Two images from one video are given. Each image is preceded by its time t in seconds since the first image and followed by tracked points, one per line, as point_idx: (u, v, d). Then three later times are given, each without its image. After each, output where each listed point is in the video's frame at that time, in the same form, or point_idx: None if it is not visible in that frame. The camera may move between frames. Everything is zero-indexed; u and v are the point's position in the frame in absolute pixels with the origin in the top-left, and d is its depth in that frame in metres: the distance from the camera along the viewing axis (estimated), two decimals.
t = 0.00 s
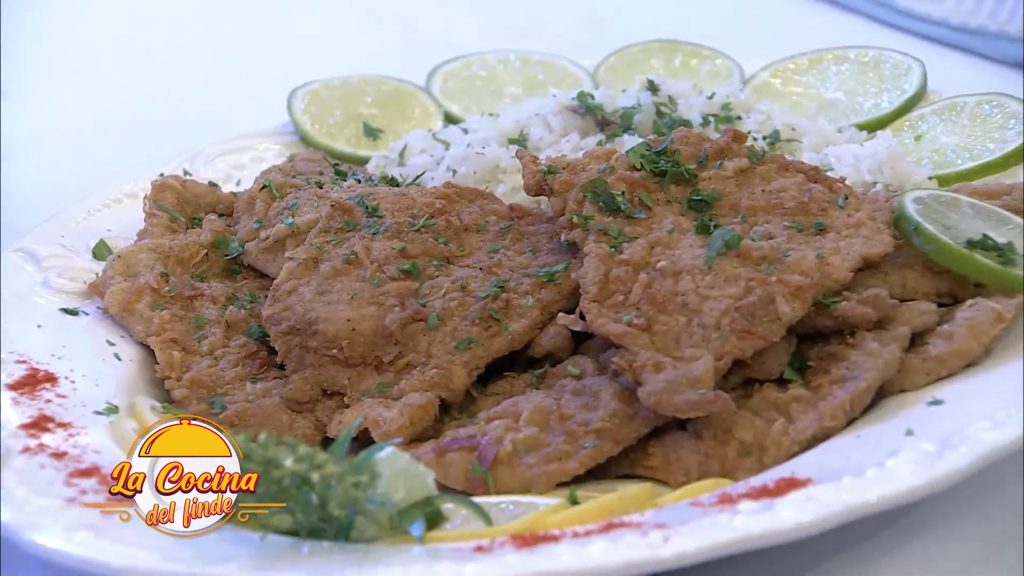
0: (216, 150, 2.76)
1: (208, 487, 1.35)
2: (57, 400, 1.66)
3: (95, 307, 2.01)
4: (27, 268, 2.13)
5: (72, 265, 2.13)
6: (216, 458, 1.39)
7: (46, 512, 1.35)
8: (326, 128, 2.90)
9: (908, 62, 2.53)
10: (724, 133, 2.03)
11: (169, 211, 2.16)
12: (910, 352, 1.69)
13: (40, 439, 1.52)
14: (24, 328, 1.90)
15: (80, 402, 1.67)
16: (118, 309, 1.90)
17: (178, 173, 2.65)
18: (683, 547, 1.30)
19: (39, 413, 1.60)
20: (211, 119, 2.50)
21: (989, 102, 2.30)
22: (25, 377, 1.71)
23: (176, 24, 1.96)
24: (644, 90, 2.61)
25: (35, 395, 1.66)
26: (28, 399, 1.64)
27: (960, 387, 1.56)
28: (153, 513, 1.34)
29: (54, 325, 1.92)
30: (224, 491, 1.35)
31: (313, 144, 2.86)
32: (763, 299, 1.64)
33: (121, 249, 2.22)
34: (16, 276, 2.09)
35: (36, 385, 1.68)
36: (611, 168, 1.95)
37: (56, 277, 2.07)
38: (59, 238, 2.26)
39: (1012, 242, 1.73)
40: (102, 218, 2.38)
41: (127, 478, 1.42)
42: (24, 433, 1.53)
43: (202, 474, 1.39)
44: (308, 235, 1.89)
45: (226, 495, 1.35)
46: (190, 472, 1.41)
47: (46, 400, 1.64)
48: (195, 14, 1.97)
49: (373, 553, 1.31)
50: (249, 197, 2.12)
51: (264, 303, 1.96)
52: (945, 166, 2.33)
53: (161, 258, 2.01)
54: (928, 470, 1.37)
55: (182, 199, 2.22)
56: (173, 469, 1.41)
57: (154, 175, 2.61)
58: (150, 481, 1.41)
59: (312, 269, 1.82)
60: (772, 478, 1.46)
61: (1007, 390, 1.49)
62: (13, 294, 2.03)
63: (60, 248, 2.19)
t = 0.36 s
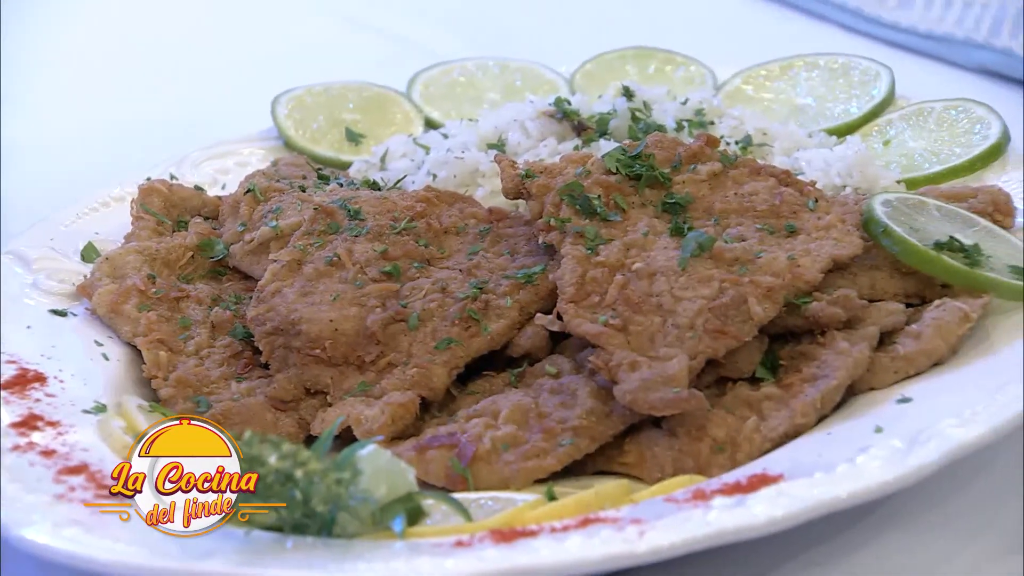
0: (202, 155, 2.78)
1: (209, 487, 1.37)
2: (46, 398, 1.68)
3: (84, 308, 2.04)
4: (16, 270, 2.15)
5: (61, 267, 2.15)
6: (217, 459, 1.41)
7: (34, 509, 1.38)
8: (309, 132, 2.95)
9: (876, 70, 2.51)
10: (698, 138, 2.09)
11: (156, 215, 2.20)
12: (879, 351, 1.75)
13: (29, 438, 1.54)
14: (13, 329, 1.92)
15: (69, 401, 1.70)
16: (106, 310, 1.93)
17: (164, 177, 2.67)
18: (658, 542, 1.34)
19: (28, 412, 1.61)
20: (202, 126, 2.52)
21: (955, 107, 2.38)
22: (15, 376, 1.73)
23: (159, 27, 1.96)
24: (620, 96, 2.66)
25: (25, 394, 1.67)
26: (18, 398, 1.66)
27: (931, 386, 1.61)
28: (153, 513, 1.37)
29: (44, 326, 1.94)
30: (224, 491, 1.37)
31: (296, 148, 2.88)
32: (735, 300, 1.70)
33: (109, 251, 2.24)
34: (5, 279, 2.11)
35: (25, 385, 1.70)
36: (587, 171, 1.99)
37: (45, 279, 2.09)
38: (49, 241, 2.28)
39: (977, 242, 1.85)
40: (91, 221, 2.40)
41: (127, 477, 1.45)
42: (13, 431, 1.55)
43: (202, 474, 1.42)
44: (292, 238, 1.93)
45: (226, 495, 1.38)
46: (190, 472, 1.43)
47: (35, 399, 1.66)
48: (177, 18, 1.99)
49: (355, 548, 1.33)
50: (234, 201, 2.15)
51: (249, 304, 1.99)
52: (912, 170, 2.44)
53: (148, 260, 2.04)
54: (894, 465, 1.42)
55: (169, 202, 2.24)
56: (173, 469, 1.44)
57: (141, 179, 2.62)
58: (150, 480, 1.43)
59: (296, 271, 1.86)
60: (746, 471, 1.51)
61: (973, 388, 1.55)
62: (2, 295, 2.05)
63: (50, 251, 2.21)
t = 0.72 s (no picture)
0: (194, 159, 2.80)
1: (209, 487, 1.39)
2: (40, 397, 1.70)
3: (78, 309, 2.06)
4: (10, 271, 2.16)
5: (55, 269, 2.17)
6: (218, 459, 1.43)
7: (28, 505, 1.40)
8: (298, 137, 2.94)
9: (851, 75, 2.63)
10: (678, 142, 2.14)
11: (148, 217, 2.22)
12: (855, 350, 1.81)
13: (24, 436, 1.57)
14: (7, 329, 1.93)
15: (62, 399, 1.72)
16: (99, 311, 1.95)
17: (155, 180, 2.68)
18: (639, 536, 1.38)
19: (22, 411, 1.64)
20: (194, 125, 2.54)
21: (928, 111, 2.42)
22: (9, 375, 1.75)
23: (155, 30, 2.02)
24: (602, 101, 2.72)
25: (19, 392, 1.70)
26: (11, 397, 1.68)
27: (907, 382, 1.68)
28: (154, 513, 1.39)
29: (39, 326, 1.96)
30: (224, 491, 1.39)
31: (285, 153, 2.89)
32: (713, 300, 1.75)
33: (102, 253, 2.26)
34: None
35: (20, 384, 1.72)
36: (569, 175, 2.04)
37: (39, 280, 2.11)
38: (42, 243, 2.29)
39: (950, 245, 1.93)
40: (83, 223, 2.41)
41: (127, 478, 1.46)
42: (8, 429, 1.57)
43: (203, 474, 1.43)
44: (281, 240, 1.96)
45: (226, 495, 1.39)
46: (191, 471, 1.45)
47: (29, 398, 1.68)
48: (164, 20, 2.01)
49: (343, 543, 1.36)
50: (224, 203, 2.18)
51: (239, 305, 2.02)
52: (887, 172, 2.50)
53: (140, 262, 2.06)
54: (869, 461, 1.47)
55: (160, 205, 2.27)
56: (173, 469, 1.46)
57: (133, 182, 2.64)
58: (149, 480, 1.45)
59: (284, 272, 1.89)
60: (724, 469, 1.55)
61: (946, 387, 1.62)
62: None
63: (44, 253, 2.23)
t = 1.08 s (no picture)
0: (186, 163, 2.81)
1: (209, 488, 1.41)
2: (36, 396, 1.73)
3: (73, 310, 2.08)
4: (7, 273, 2.19)
5: (51, 271, 2.20)
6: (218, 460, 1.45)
7: (26, 501, 1.43)
8: (289, 141, 2.96)
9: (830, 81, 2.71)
10: (660, 147, 2.19)
11: (143, 220, 2.24)
12: (834, 349, 1.87)
13: (21, 433, 1.59)
14: (4, 329, 1.96)
15: (59, 398, 1.74)
16: (95, 312, 1.98)
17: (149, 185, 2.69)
18: (623, 532, 1.42)
19: (19, 409, 1.66)
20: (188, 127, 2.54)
21: (907, 117, 2.53)
22: (7, 374, 1.78)
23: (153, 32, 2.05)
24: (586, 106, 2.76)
25: (16, 391, 1.72)
26: (8, 396, 1.70)
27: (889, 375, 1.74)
28: (156, 513, 1.41)
29: (36, 326, 1.98)
30: (224, 491, 1.41)
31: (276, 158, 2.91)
32: (695, 301, 1.80)
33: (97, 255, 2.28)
34: None
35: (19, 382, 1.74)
36: (555, 178, 2.08)
37: (36, 281, 2.14)
38: (38, 245, 2.31)
39: (926, 247, 1.99)
40: (79, 226, 2.43)
41: (127, 477, 1.47)
42: (5, 427, 1.60)
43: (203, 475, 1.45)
44: (272, 242, 1.99)
45: (225, 495, 1.41)
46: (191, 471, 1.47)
47: (26, 396, 1.71)
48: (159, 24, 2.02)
49: (333, 539, 1.40)
50: (217, 206, 2.21)
51: (232, 306, 2.05)
52: (864, 177, 2.55)
53: (135, 263, 2.09)
54: (847, 457, 1.52)
55: (154, 208, 2.29)
56: (173, 469, 1.48)
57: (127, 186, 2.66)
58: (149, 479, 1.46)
59: (276, 274, 1.92)
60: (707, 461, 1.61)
61: (922, 386, 1.67)
62: None
63: (41, 255, 2.26)
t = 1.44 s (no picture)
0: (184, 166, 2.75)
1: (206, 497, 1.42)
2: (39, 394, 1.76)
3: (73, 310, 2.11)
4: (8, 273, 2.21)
5: (50, 271, 2.21)
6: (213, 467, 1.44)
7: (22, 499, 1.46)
8: (284, 145, 2.94)
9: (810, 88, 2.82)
10: (647, 151, 2.23)
11: (141, 222, 2.27)
12: (817, 349, 1.92)
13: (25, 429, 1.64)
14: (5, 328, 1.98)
15: (60, 397, 1.77)
16: (95, 312, 2.02)
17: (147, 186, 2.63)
18: (611, 527, 1.47)
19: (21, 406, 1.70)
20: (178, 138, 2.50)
21: (886, 121, 2.64)
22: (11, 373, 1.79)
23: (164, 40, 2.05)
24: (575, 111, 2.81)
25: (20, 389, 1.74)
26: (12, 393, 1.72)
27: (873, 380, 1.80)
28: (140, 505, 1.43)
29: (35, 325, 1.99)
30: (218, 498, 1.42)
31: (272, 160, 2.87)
32: (682, 302, 1.84)
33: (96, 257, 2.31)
34: None
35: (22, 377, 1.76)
36: (544, 181, 2.12)
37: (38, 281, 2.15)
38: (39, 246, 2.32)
39: (907, 248, 2.04)
40: (78, 228, 2.45)
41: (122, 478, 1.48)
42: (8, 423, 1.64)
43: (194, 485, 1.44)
44: (268, 244, 2.03)
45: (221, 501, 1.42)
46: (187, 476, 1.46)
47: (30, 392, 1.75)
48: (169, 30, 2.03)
49: (329, 534, 1.44)
50: (214, 209, 2.24)
51: (228, 307, 2.09)
52: (847, 181, 2.56)
53: (133, 265, 2.12)
54: (830, 454, 1.56)
55: (152, 211, 2.32)
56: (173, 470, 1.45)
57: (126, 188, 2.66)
58: (144, 480, 1.46)
59: (271, 275, 1.96)
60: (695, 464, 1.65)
61: (903, 384, 1.72)
62: None
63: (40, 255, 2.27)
